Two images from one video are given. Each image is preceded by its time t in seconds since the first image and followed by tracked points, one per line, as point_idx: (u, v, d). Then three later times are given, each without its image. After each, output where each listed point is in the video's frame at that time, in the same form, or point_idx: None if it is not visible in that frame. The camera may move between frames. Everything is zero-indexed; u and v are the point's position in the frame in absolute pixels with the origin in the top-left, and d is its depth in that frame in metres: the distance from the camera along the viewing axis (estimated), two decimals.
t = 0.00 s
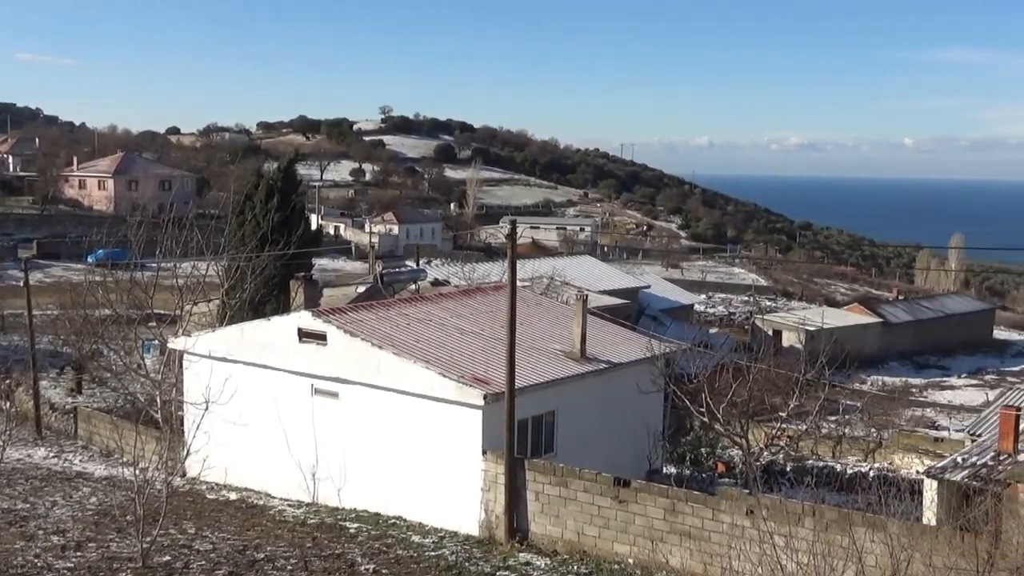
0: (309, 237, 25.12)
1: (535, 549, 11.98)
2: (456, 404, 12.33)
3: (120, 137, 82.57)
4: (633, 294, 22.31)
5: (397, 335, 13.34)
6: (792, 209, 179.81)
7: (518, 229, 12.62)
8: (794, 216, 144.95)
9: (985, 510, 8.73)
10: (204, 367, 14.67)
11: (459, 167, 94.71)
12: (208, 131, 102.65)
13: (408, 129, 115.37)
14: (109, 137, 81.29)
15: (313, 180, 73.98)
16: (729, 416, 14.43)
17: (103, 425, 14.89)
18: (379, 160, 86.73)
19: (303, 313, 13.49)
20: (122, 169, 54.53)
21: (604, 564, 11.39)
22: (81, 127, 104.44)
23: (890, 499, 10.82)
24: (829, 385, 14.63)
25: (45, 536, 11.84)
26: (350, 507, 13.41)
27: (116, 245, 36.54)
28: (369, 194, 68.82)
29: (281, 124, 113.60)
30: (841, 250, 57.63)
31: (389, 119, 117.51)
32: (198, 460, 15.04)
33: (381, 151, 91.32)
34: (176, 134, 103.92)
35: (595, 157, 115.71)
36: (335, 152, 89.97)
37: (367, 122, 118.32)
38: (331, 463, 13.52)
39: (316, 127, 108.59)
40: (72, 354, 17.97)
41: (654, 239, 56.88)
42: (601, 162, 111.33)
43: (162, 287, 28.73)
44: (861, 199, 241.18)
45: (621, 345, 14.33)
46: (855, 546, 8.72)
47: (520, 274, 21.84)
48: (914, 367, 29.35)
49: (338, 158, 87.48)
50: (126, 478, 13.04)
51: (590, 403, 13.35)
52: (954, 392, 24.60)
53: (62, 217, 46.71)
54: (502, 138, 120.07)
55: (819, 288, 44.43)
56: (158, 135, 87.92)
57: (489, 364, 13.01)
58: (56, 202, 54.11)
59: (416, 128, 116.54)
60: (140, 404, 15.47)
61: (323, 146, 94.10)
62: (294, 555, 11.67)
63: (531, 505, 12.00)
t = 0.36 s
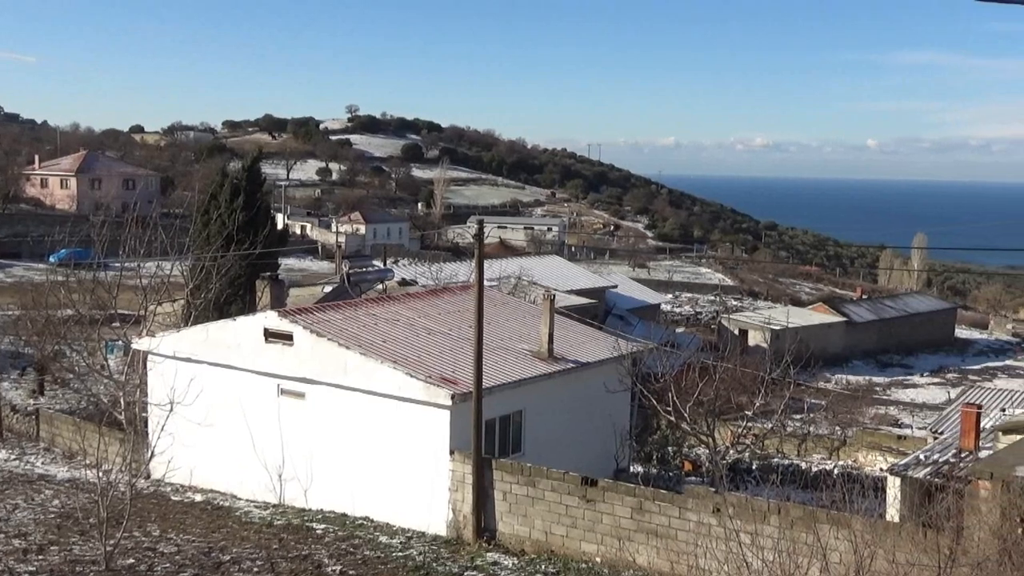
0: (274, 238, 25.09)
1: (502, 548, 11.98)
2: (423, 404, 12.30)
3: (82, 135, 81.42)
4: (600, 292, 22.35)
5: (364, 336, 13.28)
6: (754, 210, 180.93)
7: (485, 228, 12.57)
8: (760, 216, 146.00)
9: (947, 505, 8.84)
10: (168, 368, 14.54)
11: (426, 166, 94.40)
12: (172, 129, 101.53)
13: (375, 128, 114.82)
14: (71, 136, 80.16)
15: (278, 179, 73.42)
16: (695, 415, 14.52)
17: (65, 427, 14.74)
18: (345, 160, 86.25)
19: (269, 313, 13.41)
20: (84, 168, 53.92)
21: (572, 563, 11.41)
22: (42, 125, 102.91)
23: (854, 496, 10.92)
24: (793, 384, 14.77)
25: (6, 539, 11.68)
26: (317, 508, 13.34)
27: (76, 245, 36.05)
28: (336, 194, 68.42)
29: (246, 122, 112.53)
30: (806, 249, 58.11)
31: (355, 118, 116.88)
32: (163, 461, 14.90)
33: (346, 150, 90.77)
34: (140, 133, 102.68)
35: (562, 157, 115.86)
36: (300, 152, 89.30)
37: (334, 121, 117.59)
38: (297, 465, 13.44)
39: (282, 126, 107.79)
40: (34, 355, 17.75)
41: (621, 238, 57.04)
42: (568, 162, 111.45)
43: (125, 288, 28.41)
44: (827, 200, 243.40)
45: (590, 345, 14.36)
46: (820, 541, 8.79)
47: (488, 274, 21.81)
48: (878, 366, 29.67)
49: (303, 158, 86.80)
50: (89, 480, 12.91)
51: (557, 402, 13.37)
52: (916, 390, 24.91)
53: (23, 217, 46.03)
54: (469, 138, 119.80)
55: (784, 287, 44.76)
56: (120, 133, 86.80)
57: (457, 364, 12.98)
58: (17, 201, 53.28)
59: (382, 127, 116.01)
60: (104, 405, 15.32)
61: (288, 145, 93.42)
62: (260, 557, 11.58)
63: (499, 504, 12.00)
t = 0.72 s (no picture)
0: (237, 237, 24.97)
1: (467, 548, 11.98)
2: (388, 404, 12.27)
3: (42, 134, 80.23)
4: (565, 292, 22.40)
5: (328, 336, 13.22)
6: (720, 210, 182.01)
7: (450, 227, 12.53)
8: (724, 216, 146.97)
9: (907, 503, 8.92)
10: (129, 369, 14.40)
11: (391, 166, 94.04)
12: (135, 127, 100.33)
13: (339, 127, 114.18)
14: (31, 134, 78.93)
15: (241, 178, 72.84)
16: (659, 414, 14.60)
17: (25, 429, 14.57)
18: (310, 159, 85.75)
19: (232, 313, 13.32)
20: (44, 167, 53.28)
21: (537, 562, 11.43)
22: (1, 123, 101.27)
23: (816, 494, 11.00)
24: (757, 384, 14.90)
25: None
26: (280, 509, 13.27)
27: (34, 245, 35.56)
28: (300, 194, 67.98)
29: (209, 120, 111.41)
30: (769, 249, 58.60)
31: (320, 117, 116.16)
32: (124, 463, 14.76)
33: (310, 149, 90.14)
34: (102, 130, 101.35)
35: (528, 157, 115.94)
36: (264, 151, 88.58)
37: (298, 120, 116.82)
38: (260, 465, 13.37)
39: (247, 125, 106.92)
40: None
41: (587, 238, 57.21)
42: (534, 161, 111.58)
43: (85, 287, 28.05)
44: (792, 199, 245.68)
45: (555, 344, 14.39)
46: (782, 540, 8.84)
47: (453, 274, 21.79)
48: (840, 364, 30.01)
49: (265, 156, 86.06)
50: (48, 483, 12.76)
51: (522, 401, 13.38)
52: (877, 388, 25.21)
53: None
54: (434, 137, 119.52)
55: (748, 287, 45.09)
56: (82, 131, 85.68)
57: (421, 364, 12.96)
58: None
59: (347, 126, 115.38)
60: (65, 406, 15.16)
61: (252, 144, 92.69)
62: (223, 558, 11.50)
63: (464, 504, 12.01)
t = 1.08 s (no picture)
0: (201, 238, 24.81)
1: (435, 548, 11.97)
2: (354, 405, 12.24)
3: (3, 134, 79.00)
4: (531, 292, 22.44)
5: (293, 336, 13.17)
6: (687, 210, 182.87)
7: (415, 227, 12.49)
8: (691, 216, 147.75)
9: (870, 499, 8.98)
10: (92, 371, 14.26)
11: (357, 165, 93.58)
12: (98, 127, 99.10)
13: (303, 127, 113.43)
14: None
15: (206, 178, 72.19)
16: (626, 413, 14.68)
17: None
18: (274, 159, 85.17)
19: (197, 315, 13.23)
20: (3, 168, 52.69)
21: (504, 562, 11.44)
22: None
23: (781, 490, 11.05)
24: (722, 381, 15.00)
25: None
26: (247, 511, 13.19)
27: None
28: (265, 194, 67.48)
29: (174, 120, 110.30)
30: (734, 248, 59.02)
31: (284, 117, 115.36)
32: (87, 467, 14.62)
33: (275, 149, 89.46)
34: (64, 130, 100.02)
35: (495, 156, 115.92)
36: (229, 151, 87.85)
37: (264, 120, 115.99)
38: (226, 467, 13.28)
39: (211, 125, 105.98)
40: None
41: (554, 237, 57.32)
42: (502, 161, 111.67)
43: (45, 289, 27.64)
44: (761, 198, 247.34)
45: (521, 344, 14.42)
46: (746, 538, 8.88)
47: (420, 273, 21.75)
48: (805, 362, 30.26)
49: (231, 156, 85.45)
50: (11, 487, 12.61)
51: (489, 401, 13.39)
52: (841, 385, 25.48)
53: None
54: (401, 137, 119.20)
55: (713, 285, 45.36)
56: (43, 131, 84.54)
57: (388, 364, 12.94)
58: None
59: (312, 126, 114.70)
60: (26, 410, 14.99)
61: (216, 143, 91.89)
62: (188, 562, 11.41)
63: (432, 505, 11.99)
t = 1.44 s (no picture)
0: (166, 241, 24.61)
1: (406, 550, 11.95)
2: (322, 408, 12.20)
3: None
4: (498, 292, 22.48)
5: (260, 339, 13.10)
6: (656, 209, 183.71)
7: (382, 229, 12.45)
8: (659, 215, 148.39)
9: (837, 494, 9.05)
10: (56, 377, 14.10)
11: (324, 167, 93.11)
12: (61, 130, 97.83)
13: (268, 129, 112.64)
14: None
15: (171, 181, 71.50)
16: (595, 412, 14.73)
17: None
18: (240, 161, 84.51)
19: (162, 319, 13.14)
20: None
21: (475, 562, 11.45)
22: None
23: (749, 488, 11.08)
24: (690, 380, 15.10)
25: None
26: (214, 516, 13.10)
27: None
28: (232, 196, 66.98)
29: (138, 123, 109.15)
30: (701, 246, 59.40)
31: (250, 119, 114.54)
32: (52, 473, 14.46)
33: (241, 151, 88.79)
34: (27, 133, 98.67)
35: (463, 157, 115.89)
36: (194, 154, 87.07)
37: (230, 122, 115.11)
38: (193, 472, 13.19)
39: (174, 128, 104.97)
40: None
41: (522, 238, 57.40)
42: (471, 162, 111.66)
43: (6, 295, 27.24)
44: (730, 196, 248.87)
45: (490, 344, 14.45)
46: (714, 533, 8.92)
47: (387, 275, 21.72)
48: (771, 359, 30.49)
49: (198, 159, 84.78)
50: None
51: (457, 402, 13.39)
52: (807, 381, 25.72)
53: None
54: (369, 138, 118.85)
55: (681, 284, 45.60)
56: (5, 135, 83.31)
57: (355, 366, 12.91)
58: None
59: (279, 128, 114.02)
60: None
61: (181, 146, 91.01)
62: (155, 568, 11.32)
63: (402, 507, 11.97)
